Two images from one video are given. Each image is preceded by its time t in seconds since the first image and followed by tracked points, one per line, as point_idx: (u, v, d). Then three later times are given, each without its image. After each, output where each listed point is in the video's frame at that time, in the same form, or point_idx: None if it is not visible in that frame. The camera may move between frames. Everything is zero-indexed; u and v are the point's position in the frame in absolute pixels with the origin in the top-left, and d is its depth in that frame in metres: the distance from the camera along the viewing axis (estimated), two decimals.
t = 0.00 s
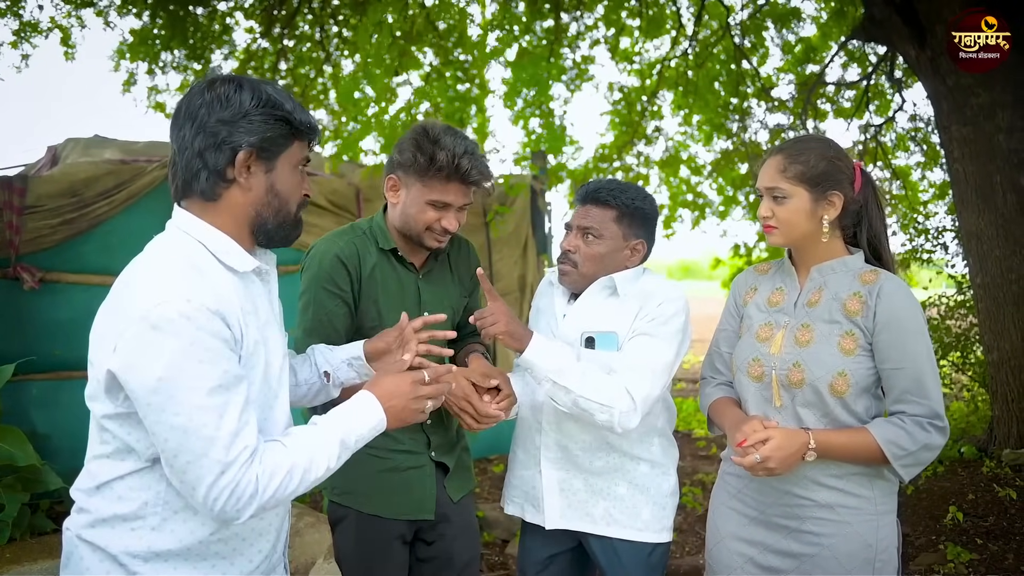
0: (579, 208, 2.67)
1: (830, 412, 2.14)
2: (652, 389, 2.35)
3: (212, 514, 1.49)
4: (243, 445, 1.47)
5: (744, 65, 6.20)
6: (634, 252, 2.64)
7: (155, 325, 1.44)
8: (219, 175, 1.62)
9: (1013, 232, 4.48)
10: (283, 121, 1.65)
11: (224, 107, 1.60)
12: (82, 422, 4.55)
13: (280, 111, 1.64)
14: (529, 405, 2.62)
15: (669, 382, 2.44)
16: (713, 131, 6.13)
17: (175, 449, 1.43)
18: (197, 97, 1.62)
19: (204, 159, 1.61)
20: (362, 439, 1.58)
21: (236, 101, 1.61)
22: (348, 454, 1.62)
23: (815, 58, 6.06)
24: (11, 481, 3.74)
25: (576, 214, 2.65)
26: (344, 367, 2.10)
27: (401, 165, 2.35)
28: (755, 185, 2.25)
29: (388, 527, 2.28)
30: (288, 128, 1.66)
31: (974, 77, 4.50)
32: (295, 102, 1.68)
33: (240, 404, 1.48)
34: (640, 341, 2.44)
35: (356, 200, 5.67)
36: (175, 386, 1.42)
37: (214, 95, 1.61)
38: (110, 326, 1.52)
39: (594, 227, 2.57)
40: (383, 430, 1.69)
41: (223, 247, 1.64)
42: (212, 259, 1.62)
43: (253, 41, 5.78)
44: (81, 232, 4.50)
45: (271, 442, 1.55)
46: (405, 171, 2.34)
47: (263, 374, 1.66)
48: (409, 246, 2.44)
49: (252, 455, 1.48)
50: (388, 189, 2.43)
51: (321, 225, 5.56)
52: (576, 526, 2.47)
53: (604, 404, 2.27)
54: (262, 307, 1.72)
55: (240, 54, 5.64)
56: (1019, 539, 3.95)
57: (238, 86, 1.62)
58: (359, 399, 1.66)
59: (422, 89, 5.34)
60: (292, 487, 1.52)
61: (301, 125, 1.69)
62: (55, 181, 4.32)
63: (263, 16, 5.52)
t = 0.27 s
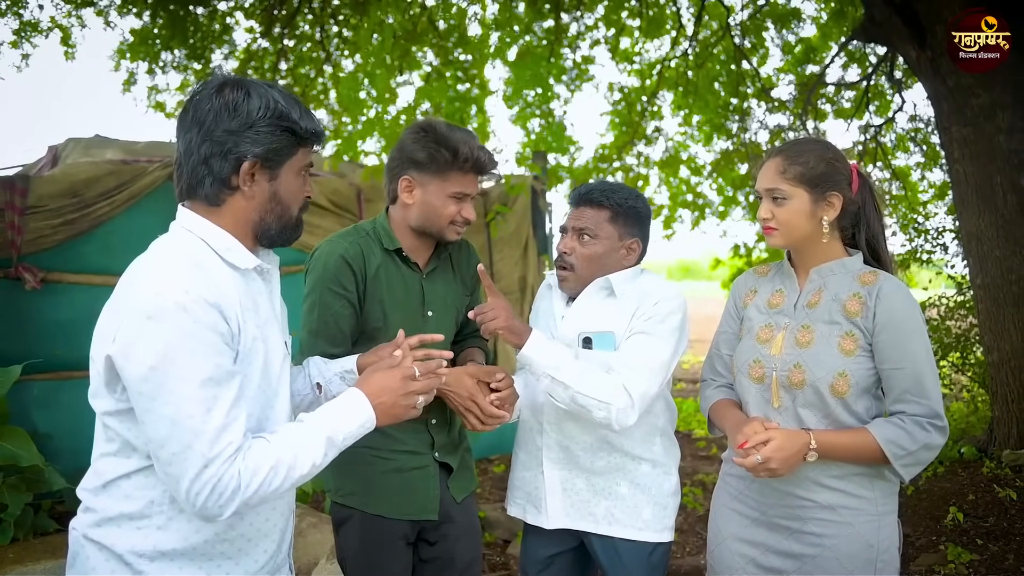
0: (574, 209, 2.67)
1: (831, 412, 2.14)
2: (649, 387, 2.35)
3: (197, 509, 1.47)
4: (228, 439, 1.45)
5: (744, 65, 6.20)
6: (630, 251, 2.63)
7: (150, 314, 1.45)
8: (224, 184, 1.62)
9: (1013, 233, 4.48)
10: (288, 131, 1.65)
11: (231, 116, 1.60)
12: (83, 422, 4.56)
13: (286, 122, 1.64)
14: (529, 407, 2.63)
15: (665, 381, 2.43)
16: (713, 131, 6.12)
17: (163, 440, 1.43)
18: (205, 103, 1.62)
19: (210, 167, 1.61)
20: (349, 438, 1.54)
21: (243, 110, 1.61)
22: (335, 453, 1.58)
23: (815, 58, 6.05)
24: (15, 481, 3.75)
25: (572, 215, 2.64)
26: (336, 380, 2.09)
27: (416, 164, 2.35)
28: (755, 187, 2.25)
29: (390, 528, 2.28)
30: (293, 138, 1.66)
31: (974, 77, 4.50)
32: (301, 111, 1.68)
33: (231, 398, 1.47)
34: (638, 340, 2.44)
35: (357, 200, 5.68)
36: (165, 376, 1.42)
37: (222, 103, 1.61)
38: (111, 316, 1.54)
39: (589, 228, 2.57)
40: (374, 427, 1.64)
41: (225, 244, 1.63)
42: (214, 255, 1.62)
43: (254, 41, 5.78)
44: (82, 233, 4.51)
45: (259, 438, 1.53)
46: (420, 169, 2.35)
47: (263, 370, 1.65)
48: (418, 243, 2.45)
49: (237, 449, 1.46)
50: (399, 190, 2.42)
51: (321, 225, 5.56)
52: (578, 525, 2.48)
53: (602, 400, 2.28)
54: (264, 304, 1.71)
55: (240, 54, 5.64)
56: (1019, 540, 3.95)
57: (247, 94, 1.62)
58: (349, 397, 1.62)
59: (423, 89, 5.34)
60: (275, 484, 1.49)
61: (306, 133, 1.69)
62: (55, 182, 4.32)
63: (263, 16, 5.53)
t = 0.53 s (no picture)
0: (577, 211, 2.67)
1: (837, 413, 2.14)
2: (647, 383, 2.35)
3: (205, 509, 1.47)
4: (235, 438, 1.45)
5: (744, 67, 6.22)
6: (630, 256, 2.63)
7: (156, 314, 1.45)
8: (228, 176, 1.62)
9: (1014, 234, 4.49)
10: (289, 123, 1.65)
11: (232, 110, 1.61)
12: (85, 423, 4.56)
13: (286, 113, 1.64)
14: (532, 406, 2.64)
15: (664, 374, 2.42)
16: (713, 132, 6.11)
17: (169, 439, 1.42)
18: (206, 101, 1.62)
19: (214, 160, 1.61)
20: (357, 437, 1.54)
21: (244, 103, 1.61)
22: (343, 451, 1.57)
23: (815, 60, 6.05)
24: (21, 481, 3.77)
25: (574, 217, 2.65)
26: (348, 375, 2.09)
27: (430, 161, 2.39)
28: (759, 190, 2.25)
29: (397, 528, 2.29)
30: (294, 130, 1.66)
31: (975, 79, 4.51)
32: (301, 105, 1.68)
33: (237, 397, 1.46)
34: (638, 337, 2.43)
35: (359, 202, 5.67)
36: (171, 375, 1.42)
37: (223, 98, 1.62)
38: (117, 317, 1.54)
39: (592, 230, 2.58)
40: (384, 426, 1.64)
41: (231, 244, 1.63)
42: (219, 256, 1.61)
43: (255, 42, 5.79)
44: (86, 234, 4.50)
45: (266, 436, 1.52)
46: (436, 167, 2.39)
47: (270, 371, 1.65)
48: (427, 244, 2.46)
49: (243, 448, 1.45)
50: (415, 187, 2.42)
51: (323, 226, 5.57)
52: (580, 525, 2.48)
53: (596, 387, 2.28)
54: (269, 305, 1.71)
55: (240, 54, 5.64)
56: (1021, 542, 3.96)
57: (246, 90, 1.63)
58: (359, 396, 1.62)
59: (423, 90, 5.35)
60: (283, 483, 1.48)
61: (307, 126, 1.69)
62: (58, 182, 4.32)
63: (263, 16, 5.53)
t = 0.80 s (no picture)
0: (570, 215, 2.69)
1: (842, 414, 2.16)
2: (657, 384, 2.37)
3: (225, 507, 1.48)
4: (252, 435, 1.46)
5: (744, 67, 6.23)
6: (630, 250, 2.65)
7: (171, 315, 1.46)
8: (240, 183, 1.63)
9: (1014, 236, 4.51)
10: (300, 130, 1.67)
11: (244, 118, 1.62)
12: (89, 423, 4.57)
13: (297, 120, 1.66)
14: (538, 407, 2.65)
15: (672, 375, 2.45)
16: (713, 133, 6.14)
17: (187, 437, 1.43)
18: (217, 108, 1.64)
19: (226, 168, 1.62)
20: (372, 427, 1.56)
21: (255, 111, 1.62)
22: (360, 441, 1.58)
23: (815, 60, 6.05)
24: (28, 483, 3.78)
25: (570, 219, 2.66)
26: (354, 377, 2.09)
27: (436, 163, 2.41)
28: (764, 195, 2.27)
29: (404, 529, 2.30)
30: (304, 137, 1.68)
31: (974, 80, 4.52)
32: (310, 111, 1.70)
33: (253, 395, 1.48)
34: (647, 338, 2.45)
35: (362, 203, 5.68)
36: (189, 374, 1.43)
37: (234, 106, 1.63)
38: (133, 322, 1.55)
39: (591, 227, 2.59)
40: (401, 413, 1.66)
41: (243, 247, 1.64)
42: (232, 257, 1.63)
43: (256, 43, 5.80)
44: (89, 235, 4.52)
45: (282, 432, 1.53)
46: (442, 168, 2.40)
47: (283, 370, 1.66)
48: (434, 249, 2.46)
49: (260, 444, 1.47)
50: (421, 191, 2.43)
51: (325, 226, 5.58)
52: (586, 526, 2.49)
53: (612, 388, 2.29)
54: (280, 306, 1.72)
55: (241, 54, 5.65)
56: (1021, 542, 3.97)
57: (257, 97, 1.64)
58: (374, 384, 1.64)
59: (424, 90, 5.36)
60: (301, 476, 1.49)
61: (317, 133, 1.71)
62: (62, 183, 4.34)
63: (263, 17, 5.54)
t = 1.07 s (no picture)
0: (586, 217, 2.70)
1: (849, 415, 2.18)
2: (658, 370, 2.38)
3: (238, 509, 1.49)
4: (267, 439, 1.47)
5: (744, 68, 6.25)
6: (641, 257, 2.67)
7: (192, 318, 1.48)
8: (256, 186, 1.65)
9: (1015, 237, 4.53)
10: (313, 132, 1.68)
11: (258, 121, 1.63)
12: (93, 423, 4.58)
13: (310, 122, 1.67)
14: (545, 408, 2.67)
15: (674, 364, 2.45)
16: (713, 133, 6.16)
17: (204, 439, 1.45)
18: (232, 112, 1.65)
19: (242, 170, 1.64)
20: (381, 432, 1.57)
21: (270, 114, 1.64)
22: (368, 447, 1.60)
23: (815, 61, 6.06)
24: (36, 483, 3.79)
25: (585, 221, 2.68)
26: (362, 376, 2.11)
27: (446, 167, 2.42)
28: (772, 197, 2.28)
29: (414, 529, 2.31)
30: (318, 138, 1.69)
31: (975, 82, 4.54)
32: (322, 113, 1.71)
33: (270, 399, 1.49)
34: (651, 329, 2.47)
35: (365, 204, 5.69)
36: (207, 378, 1.45)
37: (249, 109, 1.64)
38: (153, 324, 1.57)
39: (605, 233, 2.61)
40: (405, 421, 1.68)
41: (260, 251, 1.66)
42: (250, 262, 1.64)
43: (257, 44, 5.81)
44: (95, 236, 4.56)
45: (295, 436, 1.55)
46: (452, 173, 2.42)
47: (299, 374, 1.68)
48: (444, 251, 2.48)
49: (274, 448, 1.48)
50: (431, 194, 2.45)
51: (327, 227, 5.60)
52: (593, 526, 2.51)
53: (612, 374, 2.29)
54: (296, 310, 1.74)
55: (242, 56, 5.66)
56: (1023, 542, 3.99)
57: (271, 100, 1.65)
58: (380, 391, 1.65)
59: (425, 91, 5.38)
60: (313, 480, 1.50)
61: (329, 134, 1.72)
62: (67, 185, 4.39)
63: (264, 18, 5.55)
